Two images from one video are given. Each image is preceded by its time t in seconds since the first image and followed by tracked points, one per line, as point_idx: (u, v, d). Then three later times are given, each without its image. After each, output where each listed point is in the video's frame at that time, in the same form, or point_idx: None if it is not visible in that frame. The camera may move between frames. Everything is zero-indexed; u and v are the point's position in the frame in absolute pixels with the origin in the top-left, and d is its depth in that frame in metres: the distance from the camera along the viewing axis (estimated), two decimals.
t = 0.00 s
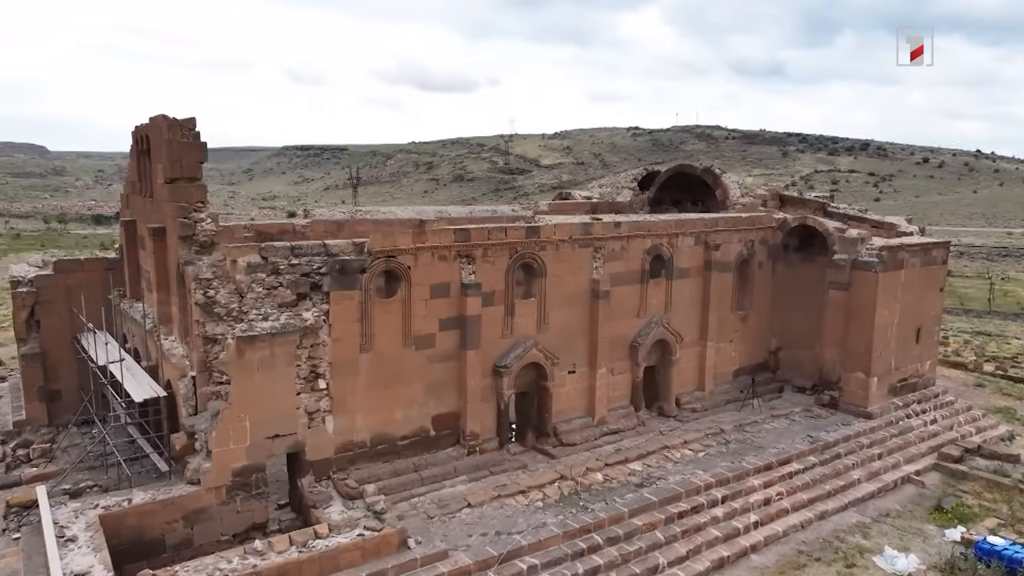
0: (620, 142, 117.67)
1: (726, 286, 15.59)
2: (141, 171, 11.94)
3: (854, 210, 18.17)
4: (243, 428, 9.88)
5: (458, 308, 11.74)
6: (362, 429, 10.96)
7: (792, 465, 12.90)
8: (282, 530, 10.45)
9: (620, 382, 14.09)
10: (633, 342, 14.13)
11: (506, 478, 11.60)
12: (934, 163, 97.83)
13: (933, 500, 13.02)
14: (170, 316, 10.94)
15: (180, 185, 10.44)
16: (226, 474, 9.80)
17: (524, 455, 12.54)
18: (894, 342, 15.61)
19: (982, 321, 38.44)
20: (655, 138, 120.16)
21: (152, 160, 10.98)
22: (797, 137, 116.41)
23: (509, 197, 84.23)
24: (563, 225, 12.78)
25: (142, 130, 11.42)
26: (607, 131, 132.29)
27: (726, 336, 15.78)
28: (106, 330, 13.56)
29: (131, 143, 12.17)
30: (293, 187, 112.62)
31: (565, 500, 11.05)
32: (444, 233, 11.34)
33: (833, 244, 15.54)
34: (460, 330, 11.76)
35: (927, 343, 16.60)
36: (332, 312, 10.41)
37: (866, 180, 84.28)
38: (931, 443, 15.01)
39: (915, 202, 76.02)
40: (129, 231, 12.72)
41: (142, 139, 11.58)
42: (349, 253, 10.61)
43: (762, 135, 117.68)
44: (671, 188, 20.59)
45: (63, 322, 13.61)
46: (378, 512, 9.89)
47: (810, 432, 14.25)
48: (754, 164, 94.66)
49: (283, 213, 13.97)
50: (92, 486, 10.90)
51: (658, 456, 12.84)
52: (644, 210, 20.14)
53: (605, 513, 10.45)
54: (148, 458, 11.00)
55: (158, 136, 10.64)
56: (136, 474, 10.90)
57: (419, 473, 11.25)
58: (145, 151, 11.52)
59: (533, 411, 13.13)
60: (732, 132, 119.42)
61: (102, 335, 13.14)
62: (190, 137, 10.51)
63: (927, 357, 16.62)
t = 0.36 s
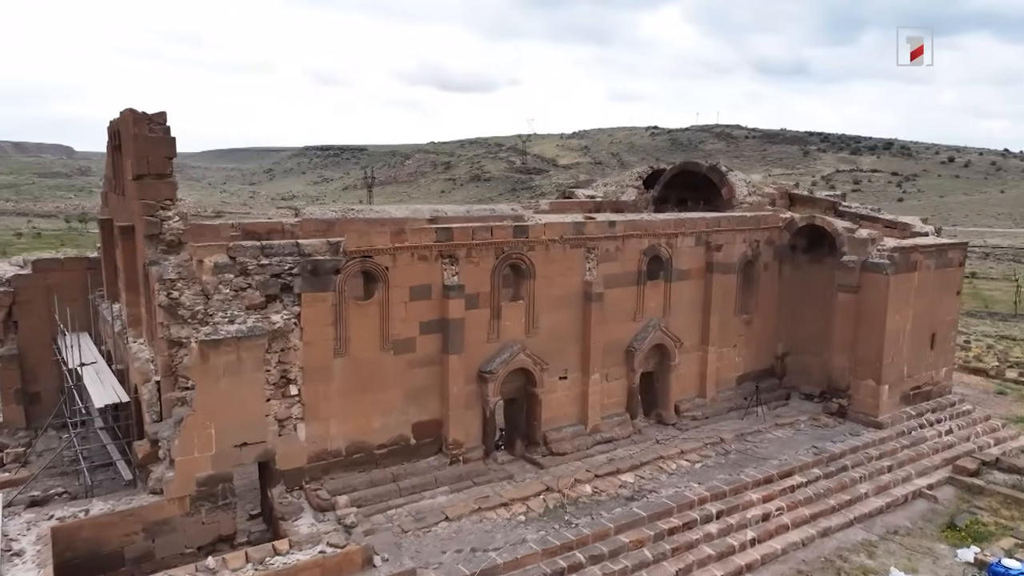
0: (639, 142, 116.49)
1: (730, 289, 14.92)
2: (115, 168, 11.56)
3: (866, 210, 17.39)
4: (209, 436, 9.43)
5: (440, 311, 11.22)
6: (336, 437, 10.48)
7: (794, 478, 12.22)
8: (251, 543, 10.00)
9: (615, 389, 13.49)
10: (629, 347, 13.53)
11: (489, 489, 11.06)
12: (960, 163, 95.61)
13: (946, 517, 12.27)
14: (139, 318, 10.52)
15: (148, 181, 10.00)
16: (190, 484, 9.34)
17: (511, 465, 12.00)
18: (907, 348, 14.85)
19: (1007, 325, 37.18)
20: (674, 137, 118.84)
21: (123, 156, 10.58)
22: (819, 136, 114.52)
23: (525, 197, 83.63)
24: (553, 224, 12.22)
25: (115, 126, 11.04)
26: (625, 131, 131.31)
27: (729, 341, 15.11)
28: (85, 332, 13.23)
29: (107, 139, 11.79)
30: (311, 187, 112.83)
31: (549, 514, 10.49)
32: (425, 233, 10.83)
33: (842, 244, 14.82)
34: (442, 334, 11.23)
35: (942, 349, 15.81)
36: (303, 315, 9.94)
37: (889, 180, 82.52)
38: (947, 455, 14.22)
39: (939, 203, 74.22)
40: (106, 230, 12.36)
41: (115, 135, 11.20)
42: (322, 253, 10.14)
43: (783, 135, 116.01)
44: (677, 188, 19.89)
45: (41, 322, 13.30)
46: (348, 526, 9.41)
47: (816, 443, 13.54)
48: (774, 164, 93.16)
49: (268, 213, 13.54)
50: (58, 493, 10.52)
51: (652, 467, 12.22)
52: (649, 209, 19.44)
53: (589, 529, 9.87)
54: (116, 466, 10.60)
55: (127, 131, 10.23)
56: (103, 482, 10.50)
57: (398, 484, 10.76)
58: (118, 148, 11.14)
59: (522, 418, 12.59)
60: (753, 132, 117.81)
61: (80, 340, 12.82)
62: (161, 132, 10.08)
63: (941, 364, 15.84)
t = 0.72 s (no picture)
0: (656, 142, 115.32)
1: (730, 291, 14.26)
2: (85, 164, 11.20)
3: (878, 209, 16.63)
4: (169, 444, 8.99)
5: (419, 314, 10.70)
6: (307, 445, 10.00)
7: (794, 492, 11.56)
8: (216, 555, 9.55)
9: (607, 395, 12.90)
10: (622, 351, 12.94)
11: (469, 501, 10.54)
12: (985, 162, 93.44)
13: (958, 535, 11.53)
14: (103, 320, 10.12)
15: (111, 178, 9.57)
16: (149, 494, 8.90)
17: (494, 475, 11.45)
18: (918, 355, 14.10)
19: None
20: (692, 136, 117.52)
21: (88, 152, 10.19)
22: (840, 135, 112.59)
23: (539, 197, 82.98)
24: (541, 223, 11.67)
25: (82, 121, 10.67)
26: (642, 130, 130.00)
27: (730, 345, 14.45)
28: (61, 332, 12.90)
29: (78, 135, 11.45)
30: (328, 187, 113.10)
31: (530, 529, 9.94)
32: (402, 232, 10.32)
33: (849, 245, 14.11)
34: (420, 338, 10.72)
35: (956, 355, 15.04)
36: (269, 318, 9.48)
37: (911, 180, 80.79)
38: (960, 468, 13.46)
39: (963, 203, 72.45)
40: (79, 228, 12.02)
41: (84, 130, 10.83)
42: (292, 253, 9.67)
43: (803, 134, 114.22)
44: (681, 186, 19.19)
45: (17, 323, 13.00)
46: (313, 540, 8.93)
47: (819, 454, 12.85)
48: (793, 163, 91.67)
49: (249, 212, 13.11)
50: (20, 501, 10.13)
51: (643, 479, 11.61)
52: (652, 208, 18.74)
53: (569, 547, 9.30)
54: (80, 473, 10.21)
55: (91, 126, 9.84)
56: (67, 490, 10.11)
57: (372, 495, 10.26)
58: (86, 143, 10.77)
59: (508, 426, 12.04)
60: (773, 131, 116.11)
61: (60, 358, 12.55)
62: (126, 127, 9.69)
63: (956, 371, 15.06)
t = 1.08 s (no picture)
0: (673, 141, 114.16)
1: (729, 294, 13.62)
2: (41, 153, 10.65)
3: (887, 208, 15.89)
4: (121, 453, 8.57)
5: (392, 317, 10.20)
6: (272, 455, 9.54)
7: (790, 507, 10.91)
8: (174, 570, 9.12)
9: (595, 403, 12.33)
10: (612, 357, 12.36)
11: (444, 514, 10.03)
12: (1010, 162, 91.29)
13: (966, 556, 10.81)
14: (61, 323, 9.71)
15: (69, 176, 9.05)
16: (100, 506, 8.50)
17: (473, 486, 10.94)
18: (928, 361, 13.37)
19: None
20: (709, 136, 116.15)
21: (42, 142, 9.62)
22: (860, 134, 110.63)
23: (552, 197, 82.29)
24: (524, 222, 11.11)
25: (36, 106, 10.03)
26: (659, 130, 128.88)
27: (728, 351, 13.82)
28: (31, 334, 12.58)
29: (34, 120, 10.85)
30: (344, 187, 113.21)
31: (505, 546, 9.40)
32: (374, 231, 9.82)
33: (854, 246, 13.42)
34: (393, 343, 10.21)
35: (969, 362, 14.28)
36: (230, 322, 9.04)
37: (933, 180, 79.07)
38: (971, 482, 12.71)
39: (987, 203, 70.70)
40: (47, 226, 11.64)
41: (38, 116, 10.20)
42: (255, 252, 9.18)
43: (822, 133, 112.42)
44: (683, 184, 18.52)
45: None
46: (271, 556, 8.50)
47: (820, 466, 12.18)
48: (811, 163, 90.19)
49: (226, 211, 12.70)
50: None
51: (631, 492, 11.03)
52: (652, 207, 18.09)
53: (543, 567, 8.75)
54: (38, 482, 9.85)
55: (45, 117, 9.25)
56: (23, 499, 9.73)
57: (341, 507, 9.78)
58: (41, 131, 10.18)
59: (490, 434, 11.51)
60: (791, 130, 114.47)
61: (19, 370, 13.83)
62: (83, 121, 9.13)
63: (968, 379, 14.31)
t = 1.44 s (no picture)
0: (689, 141, 112.96)
1: (724, 296, 13.00)
2: None
3: (895, 207, 15.17)
4: (66, 463, 8.17)
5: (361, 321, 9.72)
6: (231, 465, 9.09)
7: (783, 524, 10.28)
8: None
9: (580, 411, 11.76)
10: (598, 363, 11.80)
11: (413, 529, 9.51)
12: None
13: None
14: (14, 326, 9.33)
15: (19, 170, 8.61)
16: (45, 519, 8.12)
17: (448, 498, 10.42)
18: (934, 369, 12.67)
19: None
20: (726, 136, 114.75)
21: None
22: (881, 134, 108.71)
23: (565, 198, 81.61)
24: (504, 221, 10.58)
25: None
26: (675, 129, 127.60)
27: (723, 356, 13.20)
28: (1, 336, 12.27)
29: None
30: (359, 187, 113.32)
31: (473, 564, 8.88)
32: (340, 230, 9.34)
33: (857, 246, 12.75)
34: (362, 348, 9.73)
35: (979, 370, 13.55)
36: (185, 325, 8.60)
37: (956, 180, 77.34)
38: (981, 498, 11.99)
39: (1011, 203, 68.96)
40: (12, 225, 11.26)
41: None
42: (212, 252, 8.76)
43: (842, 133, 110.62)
44: (682, 184, 17.91)
45: None
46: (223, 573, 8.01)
47: (818, 479, 11.53)
48: (830, 163, 88.68)
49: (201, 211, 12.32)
50: None
51: (614, 506, 10.45)
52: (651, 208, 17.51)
53: None
54: None
55: None
56: None
57: (304, 520, 9.30)
58: None
59: (467, 443, 10.99)
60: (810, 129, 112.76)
61: None
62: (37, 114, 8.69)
63: (978, 388, 13.57)
